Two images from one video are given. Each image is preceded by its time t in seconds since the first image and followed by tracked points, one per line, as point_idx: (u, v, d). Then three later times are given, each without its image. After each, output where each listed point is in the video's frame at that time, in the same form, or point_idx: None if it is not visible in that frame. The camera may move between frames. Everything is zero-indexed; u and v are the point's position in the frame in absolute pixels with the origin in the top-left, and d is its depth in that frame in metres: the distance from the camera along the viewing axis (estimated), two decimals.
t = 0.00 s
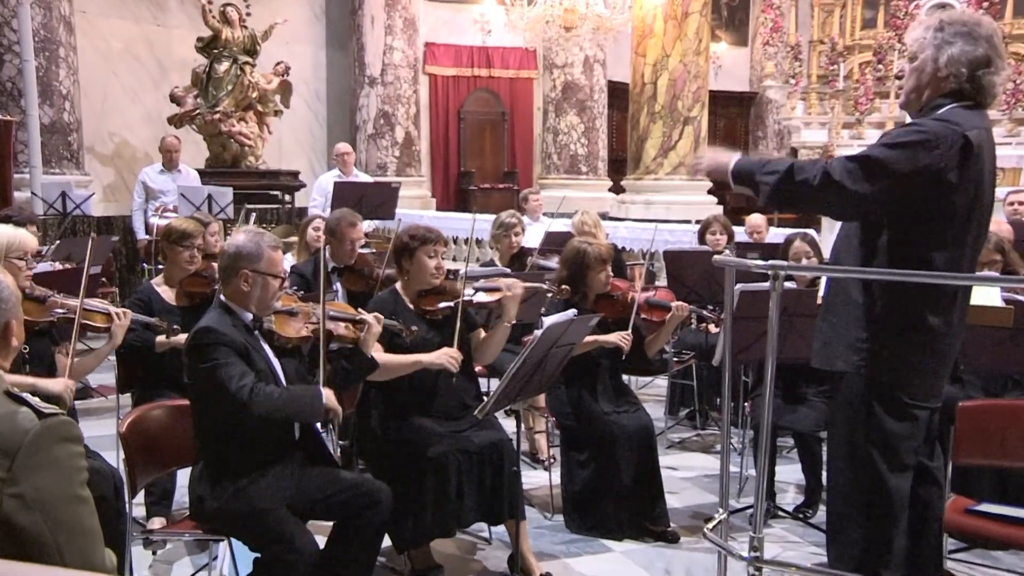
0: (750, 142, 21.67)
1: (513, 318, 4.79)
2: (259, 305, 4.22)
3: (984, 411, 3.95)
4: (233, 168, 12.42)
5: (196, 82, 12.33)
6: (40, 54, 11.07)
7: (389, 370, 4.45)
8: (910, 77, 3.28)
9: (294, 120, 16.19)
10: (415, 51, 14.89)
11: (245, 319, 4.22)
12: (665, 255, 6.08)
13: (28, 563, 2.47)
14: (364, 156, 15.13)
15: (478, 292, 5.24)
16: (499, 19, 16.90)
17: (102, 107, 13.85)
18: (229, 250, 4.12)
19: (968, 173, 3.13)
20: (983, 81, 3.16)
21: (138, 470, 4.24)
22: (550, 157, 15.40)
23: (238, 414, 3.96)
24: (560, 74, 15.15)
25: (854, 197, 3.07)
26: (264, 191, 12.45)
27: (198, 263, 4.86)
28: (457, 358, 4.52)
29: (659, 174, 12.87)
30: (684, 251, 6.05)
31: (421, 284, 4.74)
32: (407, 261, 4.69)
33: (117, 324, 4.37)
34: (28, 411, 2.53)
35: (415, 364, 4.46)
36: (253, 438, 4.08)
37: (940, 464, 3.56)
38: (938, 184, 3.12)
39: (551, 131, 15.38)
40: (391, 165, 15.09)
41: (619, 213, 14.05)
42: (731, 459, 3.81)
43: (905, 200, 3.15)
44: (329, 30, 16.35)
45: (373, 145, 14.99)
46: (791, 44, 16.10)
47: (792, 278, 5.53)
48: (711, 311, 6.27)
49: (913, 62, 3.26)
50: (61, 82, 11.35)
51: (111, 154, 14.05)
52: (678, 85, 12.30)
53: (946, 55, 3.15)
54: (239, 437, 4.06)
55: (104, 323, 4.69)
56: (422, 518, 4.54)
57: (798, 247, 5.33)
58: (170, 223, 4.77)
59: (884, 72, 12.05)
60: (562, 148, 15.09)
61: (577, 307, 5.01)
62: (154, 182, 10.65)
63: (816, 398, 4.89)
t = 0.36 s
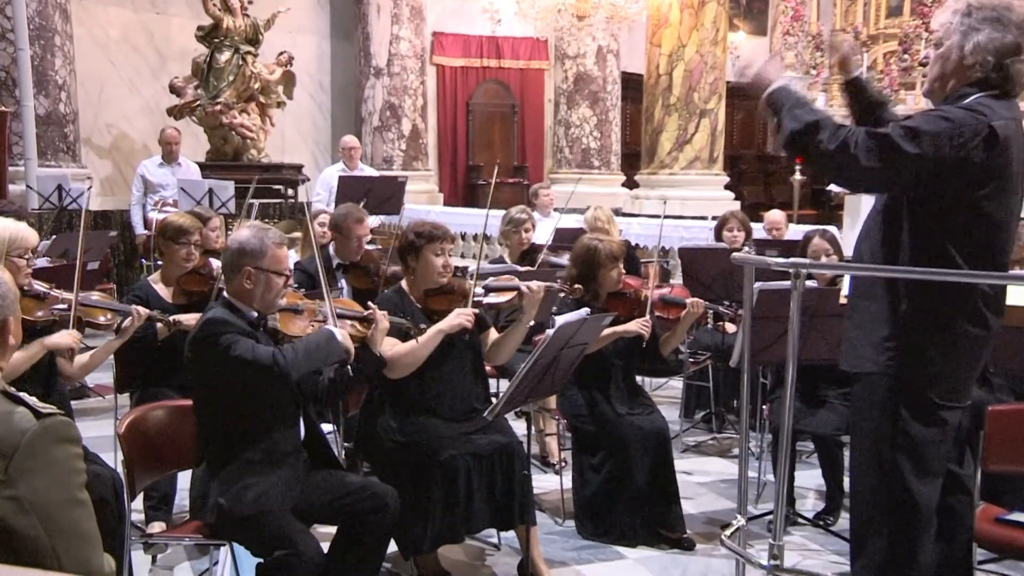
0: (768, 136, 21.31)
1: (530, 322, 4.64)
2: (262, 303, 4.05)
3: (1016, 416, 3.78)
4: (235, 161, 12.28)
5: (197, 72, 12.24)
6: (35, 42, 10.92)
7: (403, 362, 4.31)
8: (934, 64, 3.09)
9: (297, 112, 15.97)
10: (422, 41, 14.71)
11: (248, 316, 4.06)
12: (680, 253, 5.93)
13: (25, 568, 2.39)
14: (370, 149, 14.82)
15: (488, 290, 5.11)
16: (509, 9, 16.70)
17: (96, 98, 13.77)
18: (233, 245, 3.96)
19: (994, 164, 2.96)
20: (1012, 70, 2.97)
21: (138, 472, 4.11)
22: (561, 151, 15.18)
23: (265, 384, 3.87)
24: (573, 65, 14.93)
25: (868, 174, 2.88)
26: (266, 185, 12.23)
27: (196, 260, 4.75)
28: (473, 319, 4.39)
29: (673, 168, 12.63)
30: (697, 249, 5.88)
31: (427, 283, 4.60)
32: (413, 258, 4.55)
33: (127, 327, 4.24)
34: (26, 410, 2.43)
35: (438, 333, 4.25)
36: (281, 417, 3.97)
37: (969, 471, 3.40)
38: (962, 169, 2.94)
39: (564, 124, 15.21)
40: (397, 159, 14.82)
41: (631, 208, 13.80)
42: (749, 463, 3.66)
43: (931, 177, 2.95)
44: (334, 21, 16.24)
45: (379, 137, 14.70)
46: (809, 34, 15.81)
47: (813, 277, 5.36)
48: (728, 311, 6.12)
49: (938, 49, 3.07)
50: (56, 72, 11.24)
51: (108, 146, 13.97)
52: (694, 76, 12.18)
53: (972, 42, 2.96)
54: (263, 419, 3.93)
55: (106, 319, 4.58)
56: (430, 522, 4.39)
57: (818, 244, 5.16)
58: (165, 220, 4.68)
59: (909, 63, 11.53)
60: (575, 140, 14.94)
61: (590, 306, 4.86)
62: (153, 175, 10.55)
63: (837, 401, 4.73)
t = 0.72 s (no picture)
0: (789, 130, 20.98)
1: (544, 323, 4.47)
2: (269, 302, 3.91)
3: None
4: (238, 155, 12.11)
5: (200, 63, 12.10)
6: (32, 32, 10.81)
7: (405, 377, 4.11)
8: (963, 56, 2.91)
9: (304, 104, 15.80)
10: (432, 31, 14.38)
11: (255, 316, 3.92)
12: (699, 252, 5.79)
13: None
14: (378, 143, 14.64)
15: (504, 287, 4.97)
16: None
17: (96, 89, 13.75)
18: (239, 241, 3.81)
19: None
20: None
21: (139, 476, 3.97)
22: (575, 145, 14.79)
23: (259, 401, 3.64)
24: (587, 56, 14.50)
25: (893, 173, 2.76)
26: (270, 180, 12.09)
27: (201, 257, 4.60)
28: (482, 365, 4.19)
29: (691, 164, 12.42)
30: (715, 248, 5.73)
31: (441, 282, 4.45)
32: (426, 255, 4.41)
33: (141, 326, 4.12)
34: (25, 410, 2.27)
35: (437, 368, 4.11)
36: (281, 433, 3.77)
37: (1002, 479, 3.25)
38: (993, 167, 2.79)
39: (577, 118, 14.76)
40: (406, 154, 14.52)
41: (648, 205, 13.56)
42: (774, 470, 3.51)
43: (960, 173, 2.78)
44: (341, 11, 15.96)
45: (388, 131, 14.50)
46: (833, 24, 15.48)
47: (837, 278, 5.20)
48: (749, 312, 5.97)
49: (967, 40, 2.89)
50: (54, 62, 11.17)
51: (108, 139, 13.94)
52: (714, 68, 11.92)
53: (1002, 33, 2.78)
54: (262, 434, 3.75)
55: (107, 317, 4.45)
56: (441, 529, 4.24)
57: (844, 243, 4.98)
58: (171, 215, 4.52)
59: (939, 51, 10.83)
60: (589, 134, 14.65)
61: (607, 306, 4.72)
62: (155, 170, 10.40)
63: (862, 405, 4.57)
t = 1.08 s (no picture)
0: (805, 126, 20.59)
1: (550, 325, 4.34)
2: (267, 301, 3.76)
3: None
4: (234, 150, 11.82)
5: (194, 54, 11.80)
6: (20, 21, 10.74)
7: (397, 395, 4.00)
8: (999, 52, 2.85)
9: (302, 97, 15.52)
10: (435, 22, 14.14)
11: (251, 316, 3.74)
12: (710, 251, 5.65)
13: None
14: (379, 138, 14.31)
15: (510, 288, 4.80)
16: None
17: (86, 80, 13.57)
18: (233, 238, 3.69)
19: None
20: None
21: (130, 481, 3.83)
22: (582, 140, 14.59)
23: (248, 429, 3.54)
24: (595, 49, 14.38)
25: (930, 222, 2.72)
26: (265, 175, 11.88)
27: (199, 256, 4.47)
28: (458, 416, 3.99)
29: (703, 160, 11.52)
30: (729, 247, 5.58)
31: (445, 280, 4.30)
32: (432, 253, 4.26)
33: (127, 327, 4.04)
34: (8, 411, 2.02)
35: (412, 409, 3.97)
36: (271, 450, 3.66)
37: None
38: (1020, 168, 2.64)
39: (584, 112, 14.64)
40: (408, 149, 14.26)
41: (656, 204, 12.62)
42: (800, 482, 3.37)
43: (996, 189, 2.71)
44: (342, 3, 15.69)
45: (389, 125, 14.19)
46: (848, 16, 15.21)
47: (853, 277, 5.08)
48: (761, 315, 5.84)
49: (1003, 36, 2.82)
50: (43, 53, 11.08)
51: (99, 133, 13.73)
52: (727, 61, 11.04)
53: None
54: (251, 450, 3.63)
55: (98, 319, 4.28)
56: (443, 538, 4.10)
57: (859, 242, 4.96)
58: (168, 212, 4.42)
59: (962, 44, 10.93)
60: (597, 129, 14.46)
61: (617, 307, 4.58)
62: (147, 165, 10.20)
63: (879, 410, 4.44)
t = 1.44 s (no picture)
0: (819, 120, 20.22)
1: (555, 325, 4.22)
2: (263, 299, 3.64)
3: None
4: (226, 145, 11.40)
5: (187, 46, 11.40)
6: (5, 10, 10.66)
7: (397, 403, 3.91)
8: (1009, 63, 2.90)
9: (298, 90, 15.05)
10: (435, 13, 13.70)
11: (246, 316, 3.63)
12: (719, 250, 5.51)
13: None
14: (377, 133, 13.89)
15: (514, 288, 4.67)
16: None
17: (73, 71, 13.18)
18: (229, 234, 3.59)
19: None
20: None
21: (121, 486, 3.68)
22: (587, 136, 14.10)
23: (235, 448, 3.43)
24: (601, 41, 13.86)
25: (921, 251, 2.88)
26: (262, 171, 11.39)
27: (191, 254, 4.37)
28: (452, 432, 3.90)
29: (713, 156, 11.29)
30: (740, 245, 5.44)
31: (447, 280, 4.19)
32: (434, 251, 4.13)
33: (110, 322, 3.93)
34: None
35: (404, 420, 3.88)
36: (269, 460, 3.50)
37: None
38: (995, 151, 2.75)
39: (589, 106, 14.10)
40: (408, 144, 13.84)
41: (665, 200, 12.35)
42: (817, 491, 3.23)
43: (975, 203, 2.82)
44: None
45: (388, 120, 13.78)
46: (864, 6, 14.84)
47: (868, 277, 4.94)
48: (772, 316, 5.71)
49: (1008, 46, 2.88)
50: (29, 43, 10.97)
51: (89, 126, 13.36)
52: (738, 54, 10.82)
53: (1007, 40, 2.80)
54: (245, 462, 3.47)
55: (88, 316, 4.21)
56: (442, 548, 3.93)
57: (874, 241, 4.87)
58: (160, 209, 4.31)
59: (982, 36, 10.88)
60: (603, 124, 14.07)
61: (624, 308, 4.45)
62: (139, 160, 10.08)
63: (896, 415, 4.31)
